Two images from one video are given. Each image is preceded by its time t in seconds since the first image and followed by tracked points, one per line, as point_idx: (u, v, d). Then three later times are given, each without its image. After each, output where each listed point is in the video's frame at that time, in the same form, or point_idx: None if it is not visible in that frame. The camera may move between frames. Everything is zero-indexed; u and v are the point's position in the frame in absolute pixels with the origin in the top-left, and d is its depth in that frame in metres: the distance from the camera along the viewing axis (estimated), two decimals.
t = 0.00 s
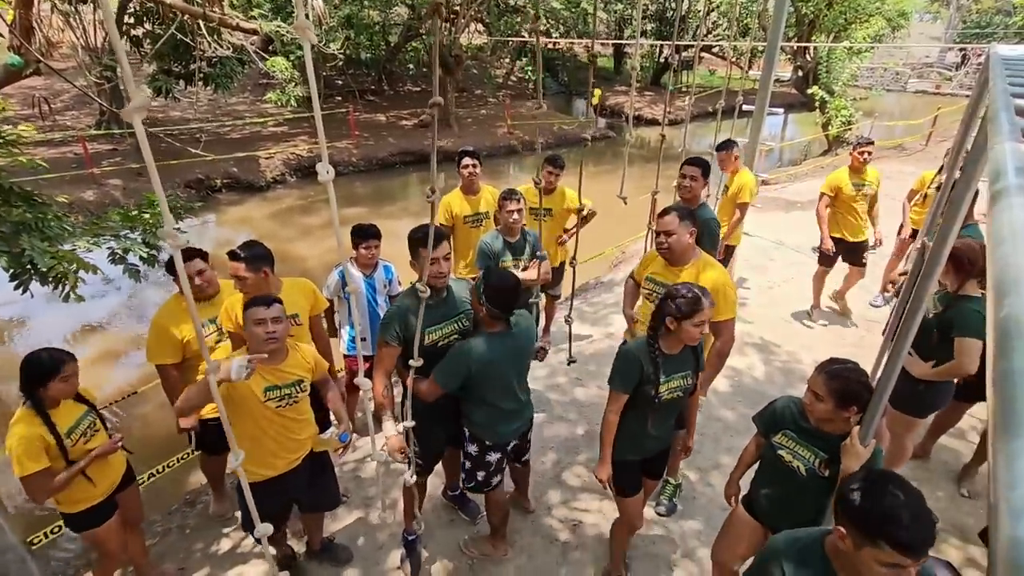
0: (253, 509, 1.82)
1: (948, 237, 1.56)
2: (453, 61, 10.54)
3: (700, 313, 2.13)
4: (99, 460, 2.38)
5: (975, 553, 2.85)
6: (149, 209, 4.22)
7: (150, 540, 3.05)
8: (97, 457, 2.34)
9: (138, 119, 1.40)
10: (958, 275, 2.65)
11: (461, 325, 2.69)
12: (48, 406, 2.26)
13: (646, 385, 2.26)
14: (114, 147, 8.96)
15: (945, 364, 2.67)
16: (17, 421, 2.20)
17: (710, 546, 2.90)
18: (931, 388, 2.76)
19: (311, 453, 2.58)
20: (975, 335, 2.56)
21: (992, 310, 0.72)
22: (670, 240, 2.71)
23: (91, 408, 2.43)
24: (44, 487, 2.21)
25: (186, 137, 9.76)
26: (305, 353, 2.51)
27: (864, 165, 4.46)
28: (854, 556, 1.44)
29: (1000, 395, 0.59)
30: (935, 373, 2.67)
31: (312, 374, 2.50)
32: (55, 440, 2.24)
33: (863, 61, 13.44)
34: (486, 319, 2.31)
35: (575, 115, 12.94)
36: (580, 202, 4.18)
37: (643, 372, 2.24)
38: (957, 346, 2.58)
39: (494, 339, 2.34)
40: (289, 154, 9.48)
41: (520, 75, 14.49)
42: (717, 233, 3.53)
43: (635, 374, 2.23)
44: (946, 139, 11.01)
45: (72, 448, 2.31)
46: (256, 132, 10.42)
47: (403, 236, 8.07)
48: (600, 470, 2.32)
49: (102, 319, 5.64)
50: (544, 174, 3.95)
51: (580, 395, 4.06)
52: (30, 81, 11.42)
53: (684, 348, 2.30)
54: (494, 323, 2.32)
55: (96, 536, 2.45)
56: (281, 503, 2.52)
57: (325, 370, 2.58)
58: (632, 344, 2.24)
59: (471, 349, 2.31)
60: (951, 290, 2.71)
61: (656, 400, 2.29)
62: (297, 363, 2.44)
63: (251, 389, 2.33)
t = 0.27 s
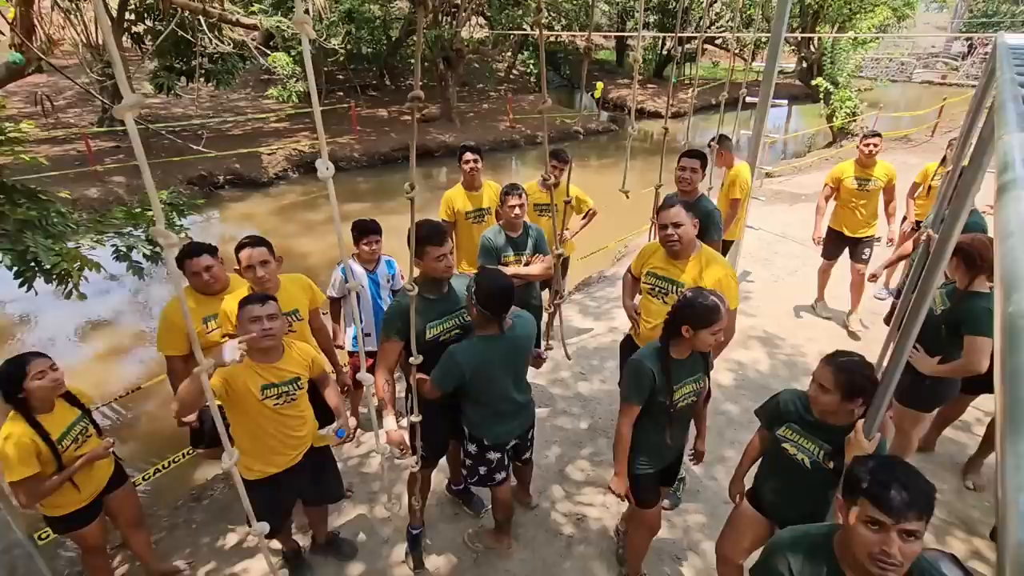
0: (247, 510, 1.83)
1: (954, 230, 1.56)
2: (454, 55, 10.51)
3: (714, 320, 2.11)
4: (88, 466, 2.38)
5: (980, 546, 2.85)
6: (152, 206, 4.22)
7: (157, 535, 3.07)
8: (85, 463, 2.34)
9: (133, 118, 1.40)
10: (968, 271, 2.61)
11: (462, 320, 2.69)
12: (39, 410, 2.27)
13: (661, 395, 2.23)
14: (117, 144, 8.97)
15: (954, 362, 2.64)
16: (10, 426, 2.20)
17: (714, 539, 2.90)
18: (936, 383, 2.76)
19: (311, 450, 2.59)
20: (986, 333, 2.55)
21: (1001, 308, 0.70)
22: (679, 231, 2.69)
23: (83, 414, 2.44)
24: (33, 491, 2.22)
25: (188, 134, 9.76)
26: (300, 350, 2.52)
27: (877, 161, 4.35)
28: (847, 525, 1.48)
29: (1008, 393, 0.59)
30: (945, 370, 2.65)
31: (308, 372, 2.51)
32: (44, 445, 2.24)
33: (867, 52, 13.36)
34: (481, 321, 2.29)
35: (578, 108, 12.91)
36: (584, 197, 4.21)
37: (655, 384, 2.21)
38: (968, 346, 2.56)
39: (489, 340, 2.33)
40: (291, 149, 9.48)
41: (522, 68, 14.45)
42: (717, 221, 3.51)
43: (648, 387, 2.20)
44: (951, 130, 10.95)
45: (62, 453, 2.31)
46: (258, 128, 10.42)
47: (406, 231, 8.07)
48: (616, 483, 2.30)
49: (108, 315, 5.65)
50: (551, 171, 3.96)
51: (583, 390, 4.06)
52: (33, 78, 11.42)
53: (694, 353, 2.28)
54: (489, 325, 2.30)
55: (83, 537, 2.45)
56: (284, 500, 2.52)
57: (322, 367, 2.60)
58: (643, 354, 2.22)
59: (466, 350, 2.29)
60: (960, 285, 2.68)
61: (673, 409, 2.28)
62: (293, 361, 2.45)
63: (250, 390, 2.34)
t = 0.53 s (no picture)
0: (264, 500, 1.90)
1: (964, 225, 1.53)
2: (459, 49, 10.48)
3: (725, 322, 2.09)
4: (79, 469, 2.38)
5: (988, 542, 2.84)
6: (160, 202, 4.25)
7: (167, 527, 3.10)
8: (73, 466, 2.34)
9: (142, 113, 1.41)
10: (979, 268, 2.60)
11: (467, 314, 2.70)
12: (31, 411, 2.30)
13: (678, 402, 2.20)
14: (124, 140, 9.00)
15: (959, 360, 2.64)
16: None
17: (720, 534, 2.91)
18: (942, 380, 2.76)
19: (312, 445, 2.60)
20: (992, 333, 2.55)
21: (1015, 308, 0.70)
22: (687, 225, 2.69)
23: (81, 414, 2.45)
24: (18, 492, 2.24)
25: (195, 130, 9.79)
26: (299, 347, 2.54)
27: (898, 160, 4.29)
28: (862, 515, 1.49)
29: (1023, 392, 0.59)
30: (951, 369, 2.65)
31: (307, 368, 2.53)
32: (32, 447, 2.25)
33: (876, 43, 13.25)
34: (480, 320, 2.28)
35: (584, 102, 12.87)
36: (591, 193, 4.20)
37: (671, 392, 2.17)
38: (973, 344, 2.57)
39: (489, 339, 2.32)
40: (297, 145, 9.49)
41: (528, 62, 14.41)
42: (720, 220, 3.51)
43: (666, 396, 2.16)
44: (962, 121, 10.86)
45: (49, 455, 2.32)
46: (264, 123, 10.44)
47: (412, 226, 8.08)
48: (661, 507, 2.21)
49: (116, 311, 5.69)
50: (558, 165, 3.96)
51: (589, 384, 4.07)
52: (41, 74, 11.47)
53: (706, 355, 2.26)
54: (487, 324, 2.29)
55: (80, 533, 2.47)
56: (290, 493, 2.54)
57: (322, 364, 2.62)
58: (656, 362, 2.19)
59: (465, 351, 2.29)
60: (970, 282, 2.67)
61: (691, 414, 2.25)
62: (292, 357, 2.46)
63: (251, 388, 2.36)
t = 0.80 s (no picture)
0: (286, 488, 1.98)
1: (981, 216, 1.46)
2: (468, 42, 10.47)
3: (739, 321, 2.10)
4: (92, 457, 2.41)
5: (998, 538, 2.84)
6: (172, 195, 4.29)
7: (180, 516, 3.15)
8: (85, 455, 2.37)
9: (156, 106, 1.43)
10: (994, 266, 2.59)
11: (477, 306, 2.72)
12: (47, 398, 2.34)
13: (692, 400, 2.21)
14: (137, 134, 9.06)
15: (971, 359, 2.65)
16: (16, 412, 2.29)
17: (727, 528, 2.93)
18: (953, 379, 2.76)
19: (318, 436, 2.62)
20: (1003, 332, 2.55)
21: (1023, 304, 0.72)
22: (695, 220, 2.69)
23: (99, 402, 2.49)
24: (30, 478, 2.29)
25: (205, 124, 9.84)
26: (304, 340, 2.56)
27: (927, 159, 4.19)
28: (871, 512, 1.51)
29: None
30: (962, 368, 2.65)
31: (311, 361, 2.56)
32: (45, 432, 2.30)
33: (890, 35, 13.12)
34: (494, 313, 2.28)
35: (593, 95, 12.83)
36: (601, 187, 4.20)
37: (687, 389, 2.19)
38: (984, 343, 2.58)
39: (499, 332, 2.32)
40: (306, 139, 9.52)
41: (537, 55, 14.38)
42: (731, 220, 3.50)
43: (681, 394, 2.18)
44: (977, 114, 10.75)
45: (62, 443, 2.36)
46: (274, 117, 10.48)
47: (420, 220, 8.10)
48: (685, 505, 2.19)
49: (129, 303, 5.75)
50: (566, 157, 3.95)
51: (596, 378, 4.08)
52: (54, 69, 11.55)
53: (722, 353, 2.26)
54: (501, 317, 2.29)
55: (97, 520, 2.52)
56: (298, 482, 2.58)
57: (326, 357, 2.64)
58: (671, 360, 2.20)
59: (473, 343, 2.31)
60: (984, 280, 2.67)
61: (706, 411, 2.26)
62: (296, 351, 2.48)
63: (256, 380, 2.38)
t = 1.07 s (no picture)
0: (299, 477, 1.98)
1: (999, 212, 1.46)
2: (478, 36, 10.46)
3: (757, 313, 2.10)
4: (127, 435, 2.49)
5: (1010, 539, 2.83)
6: (185, 189, 4.33)
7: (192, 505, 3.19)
8: (122, 433, 2.45)
9: (171, 99, 1.44)
10: (1009, 265, 2.58)
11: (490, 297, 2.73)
12: (81, 377, 2.40)
13: (706, 391, 2.25)
14: (149, 128, 9.13)
15: (984, 358, 2.64)
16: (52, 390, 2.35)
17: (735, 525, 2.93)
18: (966, 379, 2.75)
19: (331, 429, 2.65)
20: (1018, 332, 2.53)
21: None
22: (705, 216, 2.70)
23: (131, 382, 2.56)
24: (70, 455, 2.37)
25: (217, 118, 9.90)
26: (318, 331, 2.58)
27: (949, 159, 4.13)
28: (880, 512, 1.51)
29: None
30: (975, 367, 2.64)
31: (325, 353, 2.58)
32: (83, 411, 2.37)
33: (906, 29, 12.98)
34: (506, 305, 2.29)
35: (603, 90, 12.78)
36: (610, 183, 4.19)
37: (704, 378, 2.23)
38: (997, 342, 2.57)
39: (512, 324, 2.33)
40: (317, 133, 9.55)
41: (547, 49, 14.34)
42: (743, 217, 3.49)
43: (697, 380, 2.22)
44: (995, 109, 10.63)
45: (99, 421, 2.42)
46: (284, 111, 10.51)
47: (429, 214, 8.12)
48: (669, 482, 2.29)
49: (142, 295, 5.81)
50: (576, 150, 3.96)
51: (604, 373, 4.09)
52: (68, 63, 11.65)
53: (745, 348, 2.27)
54: (512, 309, 2.30)
55: (126, 501, 2.57)
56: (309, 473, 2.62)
57: (342, 347, 2.64)
58: (689, 350, 2.24)
59: (482, 333, 2.33)
60: (999, 278, 2.65)
61: (721, 403, 2.28)
62: (310, 342, 2.51)
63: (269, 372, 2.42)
